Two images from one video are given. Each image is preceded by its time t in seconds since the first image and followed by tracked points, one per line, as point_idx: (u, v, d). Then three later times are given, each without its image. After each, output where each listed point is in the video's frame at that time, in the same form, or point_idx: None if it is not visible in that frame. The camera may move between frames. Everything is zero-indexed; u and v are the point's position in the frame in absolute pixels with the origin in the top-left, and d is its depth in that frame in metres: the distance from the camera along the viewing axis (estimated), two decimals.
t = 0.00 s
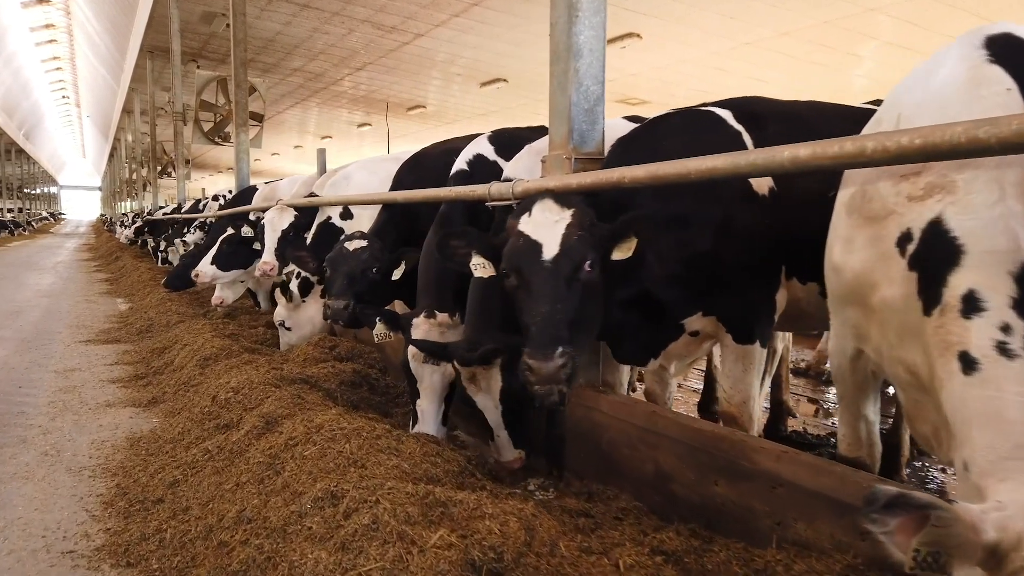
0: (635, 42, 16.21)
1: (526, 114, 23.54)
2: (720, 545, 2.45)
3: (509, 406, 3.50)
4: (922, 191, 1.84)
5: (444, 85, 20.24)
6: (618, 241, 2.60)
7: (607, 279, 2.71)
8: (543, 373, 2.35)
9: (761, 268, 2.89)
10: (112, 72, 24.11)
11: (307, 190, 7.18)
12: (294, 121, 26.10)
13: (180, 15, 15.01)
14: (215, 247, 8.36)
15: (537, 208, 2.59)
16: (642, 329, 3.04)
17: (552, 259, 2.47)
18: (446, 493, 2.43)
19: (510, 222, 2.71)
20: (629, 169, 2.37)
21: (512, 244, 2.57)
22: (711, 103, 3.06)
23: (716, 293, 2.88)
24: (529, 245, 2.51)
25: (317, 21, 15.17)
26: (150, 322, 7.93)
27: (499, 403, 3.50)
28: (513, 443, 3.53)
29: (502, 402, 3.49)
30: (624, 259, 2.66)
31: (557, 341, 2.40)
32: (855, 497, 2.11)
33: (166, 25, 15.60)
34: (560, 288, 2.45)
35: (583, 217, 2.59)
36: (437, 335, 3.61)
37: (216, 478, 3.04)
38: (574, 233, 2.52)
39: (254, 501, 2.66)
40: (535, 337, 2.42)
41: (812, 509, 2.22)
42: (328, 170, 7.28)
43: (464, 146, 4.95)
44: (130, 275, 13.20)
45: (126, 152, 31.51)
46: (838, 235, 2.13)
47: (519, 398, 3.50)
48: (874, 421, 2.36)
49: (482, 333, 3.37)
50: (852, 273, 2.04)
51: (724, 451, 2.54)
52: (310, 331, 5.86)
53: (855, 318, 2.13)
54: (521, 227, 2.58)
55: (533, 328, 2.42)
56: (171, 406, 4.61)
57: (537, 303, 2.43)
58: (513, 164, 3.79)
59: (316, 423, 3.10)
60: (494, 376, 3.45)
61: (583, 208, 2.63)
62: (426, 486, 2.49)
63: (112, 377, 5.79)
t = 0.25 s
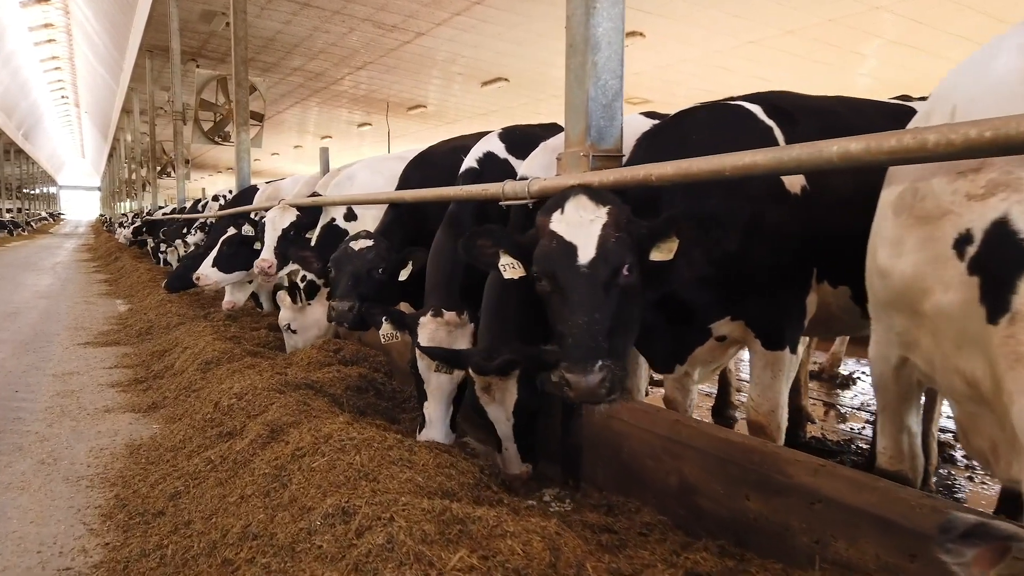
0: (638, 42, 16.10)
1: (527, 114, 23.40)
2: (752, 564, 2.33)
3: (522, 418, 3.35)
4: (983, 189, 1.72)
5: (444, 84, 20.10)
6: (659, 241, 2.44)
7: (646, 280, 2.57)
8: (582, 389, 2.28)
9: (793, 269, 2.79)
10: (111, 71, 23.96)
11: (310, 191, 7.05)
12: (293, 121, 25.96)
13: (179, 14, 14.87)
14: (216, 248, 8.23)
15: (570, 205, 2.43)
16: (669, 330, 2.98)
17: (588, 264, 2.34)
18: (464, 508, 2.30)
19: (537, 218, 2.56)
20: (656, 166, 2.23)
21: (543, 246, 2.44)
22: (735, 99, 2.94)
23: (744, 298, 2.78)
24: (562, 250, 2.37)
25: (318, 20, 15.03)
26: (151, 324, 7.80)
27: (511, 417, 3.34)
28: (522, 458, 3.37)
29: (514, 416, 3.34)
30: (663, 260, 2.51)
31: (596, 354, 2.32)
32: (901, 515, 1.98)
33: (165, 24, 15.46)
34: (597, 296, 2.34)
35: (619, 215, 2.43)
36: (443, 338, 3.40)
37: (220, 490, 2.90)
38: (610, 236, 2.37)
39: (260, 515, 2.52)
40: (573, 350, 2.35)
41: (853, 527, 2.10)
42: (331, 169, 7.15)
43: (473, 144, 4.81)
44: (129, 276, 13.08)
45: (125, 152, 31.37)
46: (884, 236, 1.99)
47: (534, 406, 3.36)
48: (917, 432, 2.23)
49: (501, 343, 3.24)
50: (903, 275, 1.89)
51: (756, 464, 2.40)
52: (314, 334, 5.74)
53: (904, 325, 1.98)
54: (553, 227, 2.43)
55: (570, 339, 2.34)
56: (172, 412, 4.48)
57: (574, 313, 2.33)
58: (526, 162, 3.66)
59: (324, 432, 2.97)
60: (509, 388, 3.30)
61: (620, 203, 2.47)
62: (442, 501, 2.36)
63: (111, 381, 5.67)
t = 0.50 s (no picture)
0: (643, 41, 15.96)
1: (530, 114, 23.28)
2: None
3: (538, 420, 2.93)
4: None
5: (447, 83, 19.95)
6: (694, 240, 2.34)
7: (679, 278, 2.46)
8: (613, 398, 2.20)
9: (823, 271, 2.70)
10: (113, 72, 23.87)
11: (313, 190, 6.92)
12: (295, 121, 25.86)
13: (181, 14, 14.77)
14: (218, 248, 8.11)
15: (601, 200, 2.31)
16: (695, 336, 2.88)
17: (619, 263, 2.24)
18: (480, 526, 2.17)
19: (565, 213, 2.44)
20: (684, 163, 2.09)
21: (571, 243, 2.33)
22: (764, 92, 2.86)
23: (775, 305, 2.68)
24: (592, 248, 2.27)
25: (321, 19, 14.92)
26: (152, 326, 7.69)
27: (526, 417, 2.91)
28: (534, 473, 2.88)
29: (530, 416, 2.90)
30: (699, 262, 2.38)
31: (628, 361, 2.23)
32: (950, 536, 1.85)
33: (167, 24, 15.35)
34: (629, 298, 2.24)
35: (653, 211, 2.31)
36: (453, 339, 3.19)
37: (222, 503, 2.77)
38: (644, 234, 2.26)
39: (264, 532, 2.39)
40: (603, 355, 2.26)
41: (895, 548, 1.98)
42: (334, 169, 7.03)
43: (482, 142, 4.68)
44: (130, 277, 12.97)
45: (127, 152, 31.28)
46: (930, 236, 1.88)
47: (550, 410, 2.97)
48: (962, 446, 2.10)
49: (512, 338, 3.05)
50: (954, 280, 1.77)
51: (789, 478, 2.28)
52: (318, 334, 5.58)
53: (953, 331, 1.85)
54: (582, 222, 2.32)
55: (601, 346, 2.26)
56: (173, 418, 4.36)
57: (605, 315, 2.24)
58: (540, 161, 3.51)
59: (332, 442, 2.84)
60: (526, 378, 2.91)
61: (653, 199, 2.35)
62: (457, 518, 2.23)
63: (112, 384, 5.55)
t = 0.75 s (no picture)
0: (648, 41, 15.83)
1: (533, 114, 23.17)
2: None
3: (554, 422, 2.72)
4: None
5: (449, 83, 19.80)
6: (725, 236, 2.15)
7: (707, 277, 2.26)
8: (626, 400, 2.00)
9: (858, 273, 2.56)
10: (116, 72, 23.78)
11: (319, 190, 6.80)
12: (298, 121, 25.77)
13: (183, 13, 14.67)
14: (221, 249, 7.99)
15: (626, 190, 2.16)
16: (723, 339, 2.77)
17: (641, 257, 2.06)
18: (502, 543, 2.04)
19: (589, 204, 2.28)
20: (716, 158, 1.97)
21: (593, 235, 2.17)
22: (794, 86, 2.76)
23: (808, 308, 2.56)
24: (613, 241, 2.10)
25: (324, 18, 14.80)
26: (154, 327, 7.58)
27: (541, 415, 2.71)
28: (547, 477, 2.66)
29: (545, 415, 2.70)
30: (731, 259, 2.19)
31: (645, 362, 2.03)
32: (1009, 555, 1.72)
33: (170, 23, 15.25)
34: (650, 294, 2.05)
35: (683, 203, 2.13)
36: (465, 340, 3.08)
37: (228, 515, 2.65)
38: (669, 227, 2.09)
39: (272, 547, 2.27)
40: (618, 355, 2.06)
41: (946, 567, 1.85)
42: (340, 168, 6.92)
43: (493, 141, 4.55)
44: (133, 278, 12.87)
45: (129, 152, 31.19)
46: (987, 235, 1.77)
47: (569, 411, 2.75)
48: (1014, 460, 1.98)
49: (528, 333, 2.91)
50: (1016, 281, 1.67)
51: (828, 491, 2.15)
52: (323, 336, 5.48)
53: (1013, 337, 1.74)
54: (606, 214, 2.16)
55: (615, 346, 2.06)
56: (176, 423, 4.24)
57: (622, 312, 2.05)
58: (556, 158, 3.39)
59: (343, 451, 2.72)
60: (542, 372, 2.72)
61: (684, 190, 2.17)
62: (477, 534, 2.10)
63: (113, 388, 5.43)
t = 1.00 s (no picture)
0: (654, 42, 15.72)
1: (537, 114, 23.05)
2: None
3: (581, 432, 2.62)
4: None
5: (452, 83, 19.68)
6: (763, 232, 1.98)
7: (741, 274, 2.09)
8: (655, 405, 1.83)
9: (896, 273, 2.45)
10: (118, 72, 23.66)
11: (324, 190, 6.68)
12: (300, 121, 25.66)
13: (186, 12, 14.55)
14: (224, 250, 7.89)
15: (656, 182, 1.99)
16: (756, 341, 2.69)
17: (672, 255, 1.89)
18: (528, 562, 1.93)
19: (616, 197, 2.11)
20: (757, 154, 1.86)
21: (620, 231, 2.00)
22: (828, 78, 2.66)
23: (843, 310, 2.45)
24: (643, 237, 1.93)
25: (327, 17, 14.68)
26: (158, 329, 7.47)
27: (568, 427, 2.60)
28: (575, 488, 2.58)
29: (572, 426, 2.60)
30: (769, 257, 2.02)
31: (676, 366, 1.86)
32: None
33: (172, 23, 15.13)
34: (682, 294, 1.88)
35: (718, 197, 1.96)
36: (484, 347, 2.97)
37: (236, 529, 2.53)
38: (703, 223, 1.91)
39: (283, 564, 2.15)
40: (647, 358, 1.89)
41: None
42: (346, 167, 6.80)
43: (506, 138, 4.43)
44: (135, 278, 12.76)
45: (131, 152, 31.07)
46: None
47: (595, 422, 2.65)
48: None
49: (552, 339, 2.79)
50: None
51: (871, 508, 2.03)
52: (331, 339, 5.38)
53: None
54: (634, 208, 1.99)
55: (644, 348, 1.89)
56: (181, 429, 4.13)
57: (652, 312, 1.89)
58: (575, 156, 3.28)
59: (356, 461, 2.60)
60: (569, 383, 2.60)
61: (720, 183, 2.00)
62: (501, 552, 1.99)
63: (116, 391, 5.32)
